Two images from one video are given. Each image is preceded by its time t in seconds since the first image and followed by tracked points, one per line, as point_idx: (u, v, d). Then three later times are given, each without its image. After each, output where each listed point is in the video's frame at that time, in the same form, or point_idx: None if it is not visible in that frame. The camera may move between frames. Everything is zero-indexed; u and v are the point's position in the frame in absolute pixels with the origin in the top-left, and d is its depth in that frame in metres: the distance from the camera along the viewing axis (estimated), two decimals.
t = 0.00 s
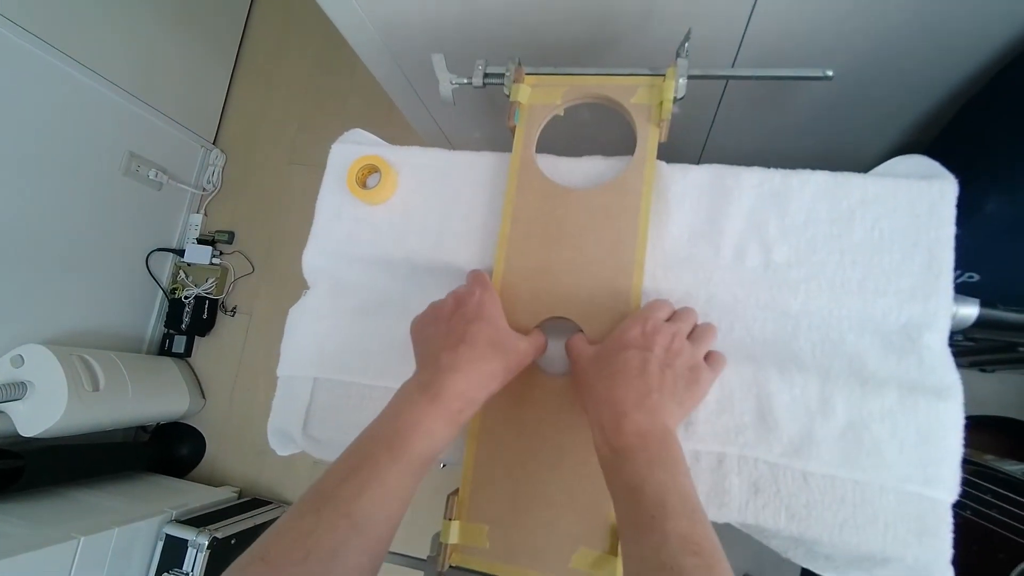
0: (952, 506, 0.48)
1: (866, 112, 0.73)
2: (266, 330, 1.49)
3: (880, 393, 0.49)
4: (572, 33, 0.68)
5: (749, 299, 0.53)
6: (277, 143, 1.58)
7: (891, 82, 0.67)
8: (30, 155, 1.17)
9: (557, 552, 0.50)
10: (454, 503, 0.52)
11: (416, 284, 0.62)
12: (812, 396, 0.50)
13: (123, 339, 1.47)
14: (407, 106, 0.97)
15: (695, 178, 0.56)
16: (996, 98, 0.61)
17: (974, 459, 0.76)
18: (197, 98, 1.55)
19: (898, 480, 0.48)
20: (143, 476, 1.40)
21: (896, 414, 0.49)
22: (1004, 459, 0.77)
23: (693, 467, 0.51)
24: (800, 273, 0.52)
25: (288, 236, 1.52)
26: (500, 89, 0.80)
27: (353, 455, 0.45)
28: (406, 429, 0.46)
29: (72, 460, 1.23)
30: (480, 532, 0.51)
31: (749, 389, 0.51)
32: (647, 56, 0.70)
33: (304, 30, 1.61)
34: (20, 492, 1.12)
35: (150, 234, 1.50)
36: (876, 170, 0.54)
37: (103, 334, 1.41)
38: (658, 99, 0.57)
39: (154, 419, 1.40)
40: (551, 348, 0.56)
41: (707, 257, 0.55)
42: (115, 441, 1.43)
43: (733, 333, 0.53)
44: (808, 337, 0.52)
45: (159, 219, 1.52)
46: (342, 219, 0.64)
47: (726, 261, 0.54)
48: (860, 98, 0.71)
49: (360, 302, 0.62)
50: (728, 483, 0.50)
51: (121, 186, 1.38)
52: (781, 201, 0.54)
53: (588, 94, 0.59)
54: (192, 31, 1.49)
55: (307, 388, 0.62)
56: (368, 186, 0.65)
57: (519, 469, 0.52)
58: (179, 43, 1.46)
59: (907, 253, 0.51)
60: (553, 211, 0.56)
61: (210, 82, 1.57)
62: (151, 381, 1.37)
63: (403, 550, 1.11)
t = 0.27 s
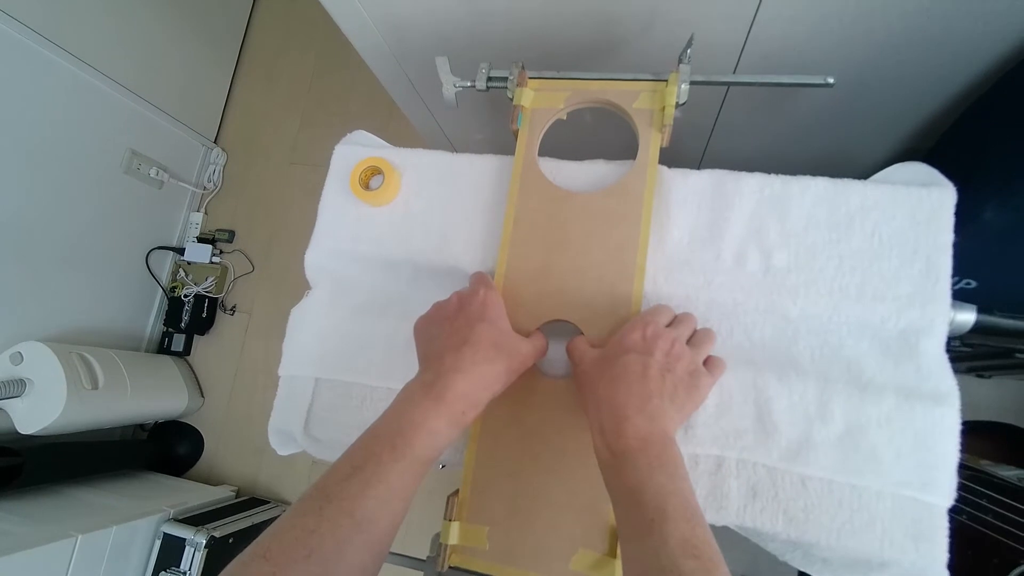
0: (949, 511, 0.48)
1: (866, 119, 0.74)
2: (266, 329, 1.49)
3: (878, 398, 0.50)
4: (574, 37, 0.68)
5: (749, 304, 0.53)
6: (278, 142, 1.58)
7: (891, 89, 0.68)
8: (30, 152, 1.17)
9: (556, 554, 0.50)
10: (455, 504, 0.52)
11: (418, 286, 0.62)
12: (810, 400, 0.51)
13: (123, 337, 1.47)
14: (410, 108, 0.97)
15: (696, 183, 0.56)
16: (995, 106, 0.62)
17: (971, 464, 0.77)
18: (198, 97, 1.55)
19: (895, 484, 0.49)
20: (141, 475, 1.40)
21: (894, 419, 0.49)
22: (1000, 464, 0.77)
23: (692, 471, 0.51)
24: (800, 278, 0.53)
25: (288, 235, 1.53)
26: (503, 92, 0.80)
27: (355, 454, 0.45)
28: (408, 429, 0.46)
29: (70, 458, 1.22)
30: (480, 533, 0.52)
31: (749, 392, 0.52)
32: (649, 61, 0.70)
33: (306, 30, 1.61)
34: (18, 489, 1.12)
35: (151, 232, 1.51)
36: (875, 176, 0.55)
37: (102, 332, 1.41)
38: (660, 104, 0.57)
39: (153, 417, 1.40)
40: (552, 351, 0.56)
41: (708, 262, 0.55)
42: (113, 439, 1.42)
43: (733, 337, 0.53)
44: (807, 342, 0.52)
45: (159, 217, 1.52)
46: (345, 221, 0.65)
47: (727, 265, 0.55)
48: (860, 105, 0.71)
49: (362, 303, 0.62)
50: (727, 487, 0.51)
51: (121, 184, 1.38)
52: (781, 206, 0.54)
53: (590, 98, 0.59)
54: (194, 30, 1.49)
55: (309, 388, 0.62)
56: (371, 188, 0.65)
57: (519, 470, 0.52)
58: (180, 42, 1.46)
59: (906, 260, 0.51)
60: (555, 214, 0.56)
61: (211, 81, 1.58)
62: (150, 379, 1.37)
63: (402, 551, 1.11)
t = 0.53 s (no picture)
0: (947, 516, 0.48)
1: (863, 125, 0.74)
2: (265, 334, 1.49)
3: (876, 403, 0.50)
4: (573, 44, 0.68)
5: (748, 310, 0.54)
6: (277, 147, 1.58)
7: (887, 95, 0.68)
8: (29, 158, 1.17)
9: (556, 560, 0.50)
10: (455, 511, 0.52)
11: (416, 293, 0.62)
12: (809, 405, 0.51)
13: (121, 342, 1.47)
14: (410, 113, 0.97)
15: (695, 190, 0.56)
16: (990, 112, 0.62)
17: (969, 467, 0.77)
18: (197, 102, 1.55)
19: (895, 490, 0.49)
20: (139, 481, 1.39)
21: (892, 425, 0.49)
22: (998, 468, 0.77)
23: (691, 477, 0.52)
24: (798, 284, 0.53)
25: (287, 239, 1.52)
26: (502, 98, 0.80)
27: (356, 461, 0.45)
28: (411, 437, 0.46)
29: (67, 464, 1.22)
30: (480, 539, 0.52)
31: (747, 398, 0.52)
32: (647, 68, 0.71)
33: (305, 35, 1.61)
34: (16, 496, 1.12)
35: (149, 237, 1.50)
36: (872, 183, 0.55)
37: (100, 337, 1.41)
38: (657, 111, 0.58)
39: (151, 423, 1.40)
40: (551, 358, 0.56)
41: (707, 268, 0.55)
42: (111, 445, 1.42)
43: (732, 343, 0.54)
44: (806, 347, 0.52)
45: (157, 222, 1.52)
46: (345, 227, 0.65)
47: (725, 271, 0.55)
48: (857, 111, 0.72)
49: (361, 311, 0.62)
50: (726, 493, 0.51)
51: (120, 189, 1.39)
52: (779, 212, 0.55)
53: (589, 105, 0.60)
54: (193, 35, 1.49)
55: (309, 395, 0.62)
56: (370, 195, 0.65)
57: (519, 477, 0.52)
58: (179, 48, 1.46)
59: (903, 266, 0.52)
60: (553, 221, 0.57)
61: (210, 86, 1.58)
62: (148, 385, 1.37)
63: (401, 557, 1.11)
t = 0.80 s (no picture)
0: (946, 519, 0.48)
1: (857, 128, 0.74)
2: (261, 340, 1.48)
3: (873, 406, 0.50)
4: (567, 49, 0.69)
5: (744, 313, 0.54)
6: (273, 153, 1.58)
7: (881, 97, 0.68)
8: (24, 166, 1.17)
9: (554, 568, 0.50)
10: (452, 520, 0.52)
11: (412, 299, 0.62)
12: (806, 409, 0.51)
13: (117, 349, 1.46)
14: (405, 119, 0.97)
15: (690, 194, 0.56)
16: (983, 114, 0.62)
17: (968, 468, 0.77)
18: (192, 108, 1.55)
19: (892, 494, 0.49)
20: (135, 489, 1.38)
21: (889, 428, 0.49)
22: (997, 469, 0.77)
23: (690, 482, 0.51)
24: (793, 288, 0.53)
25: (283, 245, 1.52)
26: (497, 104, 0.80)
27: (362, 349, 0.49)
28: (413, 342, 0.49)
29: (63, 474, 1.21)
30: (477, 547, 0.51)
31: (745, 402, 0.52)
32: (641, 73, 0.71)
33: (300, 41, 1.62)
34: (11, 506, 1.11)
35: (145, 243, 1.50)
36: (866, 186, 0.55)
37: (95, 345, 1.40)
38: (652, 116, 0.58)
39: (147, 431, 1.39)
40: (542, 361, 0.55)
41: (703, 272, 0.55)
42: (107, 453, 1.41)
43: (728, 347, 0.54)
44: (802, 351, 0.52)
45: (153, 229, 1.51)
46: (341, 234, 0.65)
47: (722, 275, 0.55)
48: (850, 113, 0.72)
49: (357, 317, 0.62)
50: (725, 498, 0.51)
51: (115, 195, 1.38)
52: (774, 215, 0.55)
53: (584, 110, 0.60)
54: (188, 42, 1.49)
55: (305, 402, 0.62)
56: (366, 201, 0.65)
57: (516, 484, 0.52)
58: (174, 54, 1.46)
59: (898, 269, 0.52)
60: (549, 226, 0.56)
61: (205, 92, 1.58)
62: (144, 393, 1.36)
63: (399, 564, 1.11)
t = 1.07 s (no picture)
0: (942, 518, 0.48)
1: (847, 129, 0.75)
2: (258, 350, 1.48)
3: (867, 407, 0.50)
4: (558, 56, 0.69)
5: (737, 316, 0.54)
6: (267, 162, 1.58)
7: (869, 99, 0.69)
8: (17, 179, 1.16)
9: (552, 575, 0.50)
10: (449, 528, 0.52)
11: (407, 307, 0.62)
12: (801, 411, 0.51)
13: (113, 361, 1.46)
14: (398, 127, 0.97)
15: (682, 198, 0.57)
16: (970, 114, 0.63)
17: (964, 465, 0.77)
18: (186, 119, 1.55)
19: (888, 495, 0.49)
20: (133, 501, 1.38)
21: (884, 429, 0.49)
22: (993, 465, 0.78)
23: (687, 487, 0.51)
24: (786, 290, 0.53)
25: (278, 254, 1.52)
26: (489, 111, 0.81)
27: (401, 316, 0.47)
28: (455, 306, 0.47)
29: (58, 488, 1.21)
30: (475, 554, 0.51)
31: (740, 405, 0.52)
32: (631, 78, 0.71)
33: (293, 50, 1.62)
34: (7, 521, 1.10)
35: (139, 255, 1.50)
36: (856, 188, 0.56)
37: (91, 357, 1.40)
38: (642, 120, 0.58)
39: (145, 443, 1.39)
40: (539, 369, 0.56)
41: (696, 275, 0.55)
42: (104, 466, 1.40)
43: (723, 350, 0.54)
44: (796, 353, 0.52)
45: (148, 240, 1.51)
46: (334, 243, 0.65)
47: (714, 279, 0.55)
48: (839, 115, 0.72)
49: (351, 327, 0.62)
50: (722, 502, 0.51)
51: (109, 207, 1.38)
52: (765, 218, 0.55)
53: (575, 116, 0.60)
54: (180, 53, 1.49)
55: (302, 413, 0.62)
56: (359, 210, 0.66)
57: (513, 490, 0.52)
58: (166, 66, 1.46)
59: (889, 270, 0.52)
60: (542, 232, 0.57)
61: (199, 102, 1.58)
62: (140, 404, 1.35)
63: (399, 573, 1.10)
